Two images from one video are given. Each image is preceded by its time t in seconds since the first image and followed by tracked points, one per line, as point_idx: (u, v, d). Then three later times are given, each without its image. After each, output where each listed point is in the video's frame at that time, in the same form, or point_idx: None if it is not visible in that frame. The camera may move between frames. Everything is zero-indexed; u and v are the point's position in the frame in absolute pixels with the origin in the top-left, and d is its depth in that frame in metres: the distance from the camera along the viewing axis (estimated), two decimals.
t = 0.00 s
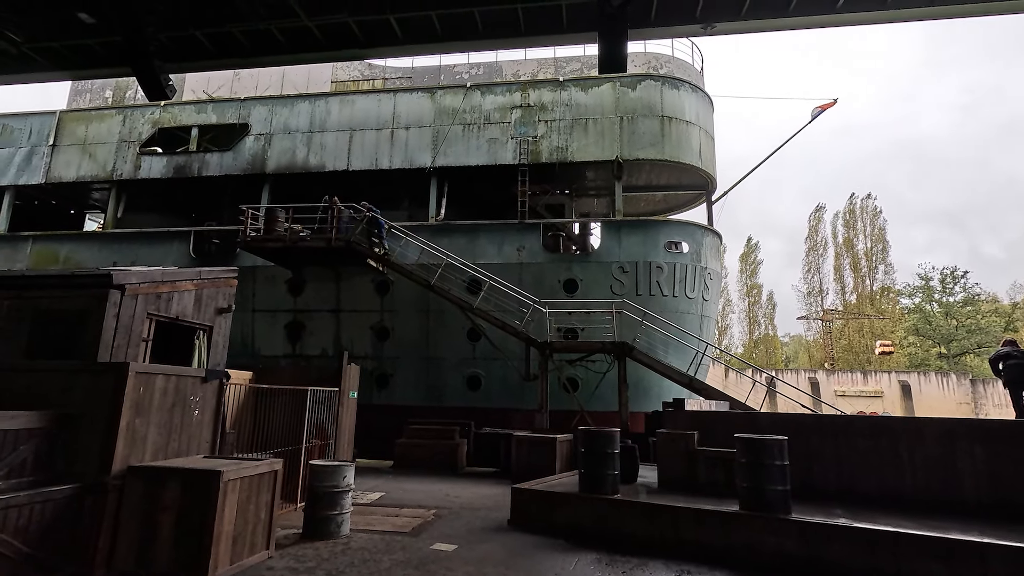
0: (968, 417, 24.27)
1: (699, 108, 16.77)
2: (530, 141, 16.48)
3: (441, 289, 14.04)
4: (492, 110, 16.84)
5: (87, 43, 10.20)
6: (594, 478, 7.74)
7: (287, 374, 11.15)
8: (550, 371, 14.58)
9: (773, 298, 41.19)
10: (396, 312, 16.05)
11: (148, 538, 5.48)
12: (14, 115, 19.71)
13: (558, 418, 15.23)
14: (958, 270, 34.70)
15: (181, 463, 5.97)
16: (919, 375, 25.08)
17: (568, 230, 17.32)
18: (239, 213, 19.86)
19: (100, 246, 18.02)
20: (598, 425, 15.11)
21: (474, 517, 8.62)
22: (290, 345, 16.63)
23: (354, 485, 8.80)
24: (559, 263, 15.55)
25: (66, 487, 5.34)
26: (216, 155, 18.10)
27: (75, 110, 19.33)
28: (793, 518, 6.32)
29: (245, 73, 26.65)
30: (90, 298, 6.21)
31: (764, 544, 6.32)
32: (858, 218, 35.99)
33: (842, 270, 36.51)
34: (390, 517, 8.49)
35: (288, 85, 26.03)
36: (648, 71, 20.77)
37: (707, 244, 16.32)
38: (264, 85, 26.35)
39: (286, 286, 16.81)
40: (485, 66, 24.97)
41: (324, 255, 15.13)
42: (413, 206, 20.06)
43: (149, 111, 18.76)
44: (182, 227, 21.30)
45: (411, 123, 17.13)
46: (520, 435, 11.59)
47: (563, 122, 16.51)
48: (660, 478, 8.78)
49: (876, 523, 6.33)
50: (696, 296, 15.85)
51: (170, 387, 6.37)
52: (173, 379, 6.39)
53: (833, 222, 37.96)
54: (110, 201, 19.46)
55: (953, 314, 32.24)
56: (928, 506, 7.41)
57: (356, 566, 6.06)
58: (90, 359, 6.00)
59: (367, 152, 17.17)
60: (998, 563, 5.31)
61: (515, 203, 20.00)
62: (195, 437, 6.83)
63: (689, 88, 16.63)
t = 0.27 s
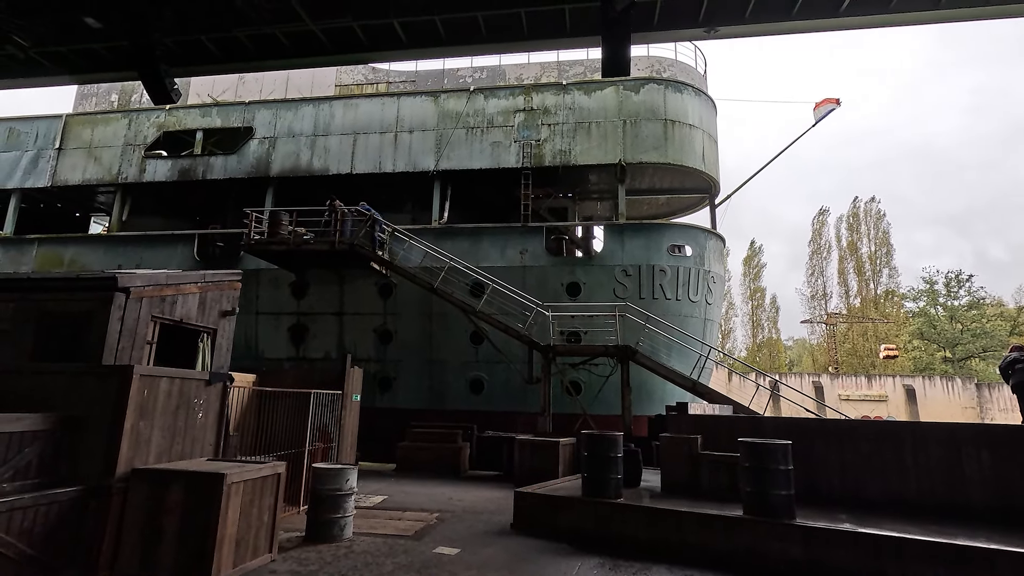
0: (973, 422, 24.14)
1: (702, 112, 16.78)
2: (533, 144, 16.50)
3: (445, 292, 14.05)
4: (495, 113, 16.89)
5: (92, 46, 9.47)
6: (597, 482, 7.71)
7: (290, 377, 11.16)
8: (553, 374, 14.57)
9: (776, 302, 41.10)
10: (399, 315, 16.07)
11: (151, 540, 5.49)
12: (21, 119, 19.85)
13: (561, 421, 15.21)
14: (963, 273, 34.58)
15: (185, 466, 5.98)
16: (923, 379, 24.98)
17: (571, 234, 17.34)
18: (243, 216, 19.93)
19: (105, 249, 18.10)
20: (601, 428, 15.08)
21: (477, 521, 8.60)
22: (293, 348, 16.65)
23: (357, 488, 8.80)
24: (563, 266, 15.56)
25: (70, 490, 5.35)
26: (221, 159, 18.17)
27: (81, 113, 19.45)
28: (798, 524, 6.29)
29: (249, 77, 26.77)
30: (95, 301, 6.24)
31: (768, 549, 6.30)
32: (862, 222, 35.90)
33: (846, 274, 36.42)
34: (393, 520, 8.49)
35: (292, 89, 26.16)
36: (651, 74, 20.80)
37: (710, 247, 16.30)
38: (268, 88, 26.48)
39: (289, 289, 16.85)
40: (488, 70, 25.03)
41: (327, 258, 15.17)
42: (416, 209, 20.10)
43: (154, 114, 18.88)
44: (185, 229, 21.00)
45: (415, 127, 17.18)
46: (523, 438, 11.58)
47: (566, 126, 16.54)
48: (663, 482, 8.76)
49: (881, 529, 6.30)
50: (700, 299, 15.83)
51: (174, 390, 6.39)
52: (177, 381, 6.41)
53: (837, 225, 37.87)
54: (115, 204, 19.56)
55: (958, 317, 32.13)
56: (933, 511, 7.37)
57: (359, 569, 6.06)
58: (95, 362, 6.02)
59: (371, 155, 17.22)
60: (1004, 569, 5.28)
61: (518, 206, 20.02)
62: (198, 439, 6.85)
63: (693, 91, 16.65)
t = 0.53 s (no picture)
0: (976, 425, 24.05)
1: (703, 114, 16.79)
2: (534, 147, 16.52)
3: (445, 294, 14.04)
4: (496, 116, 16.91)
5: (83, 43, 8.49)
6: (597, 484, 7.69)
7: (291, 379, 11.16)
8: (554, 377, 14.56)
9: (778, 305, 41.05)
10: (399, 318, 16.08)
11: (151, 543, 5.48)
12: (24, 121, 19.92)
13: (562, 424, 15.19)
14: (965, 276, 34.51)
15: (185, 468, 5.98)
16: (925, 383, 24.91)
17: (572, 236, 17.35)
18: (244, 218, 19.95)
19: (107, 251, 18.14)
20: (602, 431, 15.06)
21: (478, 524, 8.59)
22: (294, 350, 16.66)
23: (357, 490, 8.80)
24: (564, 268, 15.56)
25: (71, 492, 5.36)
26: (223, 161, 18.22)
27: (83, 115, 19.52)
28: (799, 527, 6.27)
29: (251, 79, 26.84)
30: (96, 303, 6.25)
31: (769, 552, 6.28)
32: (863, 224, 35.87)
33: (847, 277, 36.36)
34: (393, 522, 8.48)
35: (294, 91, 26.22)
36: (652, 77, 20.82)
37: (712, 250, 16.30)
38: (270, 91, 26.55)
39: (290, 291, 16.86)
40: (489, 73, 25.08)
41: (329, 260, 15.18)
42: (417, 212, 20.13)
43: (156, 117, 18.95)
44: (188, 232, 21.18)
45: (416, 129, 17.21)
46: (524, 441, 11.56)
47: (567, 129, 16.56)
48: (664, 485, 8.74)
49: (883, 533, 6.28)
50: (701, 303, 15.81)
51: (175, 392, 6.39)
52: (178, 384, 6.42)
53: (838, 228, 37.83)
54: (117, 206, 19.61)
55: (960, 321, 32.06)
56: (935, 515, 7.34)
57: (359, 572, 6.05)
58: (96, 364, 6.03)
59: (372, 157, 17.25)
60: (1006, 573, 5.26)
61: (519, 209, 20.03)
62: (199, 441, 6.84)
63: (694, 94, 16.66)
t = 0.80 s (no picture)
0: (976, 428, 24.05)
1: (703, 117, 16.81)
2: (534, 149, 16.53)
3: (446, 296, 14.04)
4: (497, 119, 16.93)
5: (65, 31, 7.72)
6: (597, 487, 7.68)
7: (291, 381, 11.15)
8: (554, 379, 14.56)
9: (777, 307, 41.05)
10: (399, 320, 16.08)
11: (149, 546, 5.46)
12: (25, 123, 19.94)
13: (561, 426, 15.18)
14: (964, 279, 34.54)
15: (184, 470, 5.96)
16: (925, 386, 24.90)
17: (572, 239, 17.36)
18: (244, 219, 19.95)
19: (107, 253, 18.14)
20: (602, 434, 15.04)
21: (477, 526, 8.58)
22: (294, 352, 16.66)
23: (357, 493, 8.79)
24: (564, 270, 15.56)
25: (70, 494, 5.35)
26: (223, 163, 18.24)
27: (84, 117, 19.54)
28: (800, 530, 6.26)
29: (252, 81, 26.87)
30: (96, 305, 6.25)
31: (769, 555, 6.27)
32: (863, 227, 35.88)
33: (847, 279, 36.35)
34: (393, 525, 8.47)
35: (294, 93, 26.26)
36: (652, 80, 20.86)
37: (712, 253, 16.30)
38: (270, 93, 26.59)
39: (290, 293, 16.86)
40: (489, 75, 25.12)
41: (329, 262, 15.18)
42: (417, 214, 20.16)
43: (157, 119, 18.97)
44: (188, 233, 21.62)
45: (417, 132, 17.23)
46: (523, 443, 11.55)
47: (567, 131, 16.57)
48: (663, 488, 8.73)
49: (883, 536, 6.27)
50: (701, 305, 15.81)
51: (175, 394, 6.39)
52: (178, 386, 6.41)
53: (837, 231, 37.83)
54: (117, 208, 19.62)
55: (960, 323, 32.06)
56: (935, 518, 7.33)
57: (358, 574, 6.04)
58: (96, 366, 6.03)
59: (373, 159, 17.27)
60: None
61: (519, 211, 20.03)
62: (198, 443, 6.83)
63: (693, 97, 16.68)
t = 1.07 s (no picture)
0: (974, 432, 24.07)
1: (701, 121, 16.86)
2: (533, 153, 16.56)
3: (444, 299, 14.03)
4: (495, 122, 16.96)
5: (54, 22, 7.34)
6: (595, 490, 7.68)
7: (288, 383, 11.13)
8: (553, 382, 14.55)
9: (775, 311, 41.11)
10: (398, 322, 16.07)
11: (147, 550, 5.44)
12: (24, 124, 19.92)
13: (560, 429, 15.16)
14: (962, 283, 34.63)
15: (182, 472, 5.95)
16: (923, 389, 24.91)
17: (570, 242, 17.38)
18: (243, 221, 19.94)
19: (105, 255, 18.11)
20: (600, 437, 15.04)
21: (475, 529, 8.57)
22: (293, 354, 16.64)
23: (355, 496, 8.77)
24: (562, 273, 15.57)
25: (67, 496, 5.33)
26: (222, 165, 18.24)
27: (83, 119, 19.53)
28: (798, 534, 6.26)
29: (251, 84, 26.91)
30: (94, 307, 6.24)
31: (767, 558, 6.27)
32: (860, 231, 35.97)
33: (845, 283, 36.41)
34: (391, 528, 8.45)
35: (294, 96, 26.27)
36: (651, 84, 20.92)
37: (710, 256, 16.33)
38: (270, 95, 26.61)
39: (288, 295, 16.85)
40: (488, 78, 25.17)
41: (328, 265, 15.17)
42: (416, 216, 20.18)
43: (156, 121, 18.97)
44: (186, 235, 21.48)
45: (416, 134, 17.26)
46: (522, 446, 11.54)
47: (566, 135, 16.61)
48: (661, 491, 8.73)
49: (881, 539, 6.27)
50: (699, 308, 15.83)
51: (173, 396, 6.38)
52: (176, 388, 6.41)
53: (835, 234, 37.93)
54: (115, 210, 19.61)
55: (957, 327, 32.14)
56: (933, 522, 7.34)
57: None
58: (94, 368, 6.02)
59: (371, 162, 17.28)
60: None
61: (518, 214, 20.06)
62: (196, 446, 6.82)
63: (692, 101, 16.73)
